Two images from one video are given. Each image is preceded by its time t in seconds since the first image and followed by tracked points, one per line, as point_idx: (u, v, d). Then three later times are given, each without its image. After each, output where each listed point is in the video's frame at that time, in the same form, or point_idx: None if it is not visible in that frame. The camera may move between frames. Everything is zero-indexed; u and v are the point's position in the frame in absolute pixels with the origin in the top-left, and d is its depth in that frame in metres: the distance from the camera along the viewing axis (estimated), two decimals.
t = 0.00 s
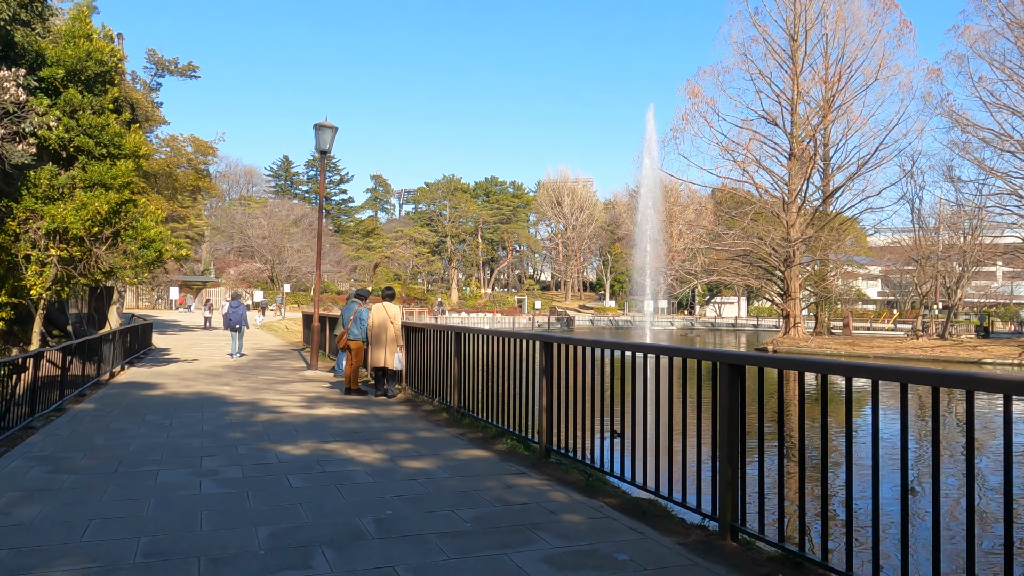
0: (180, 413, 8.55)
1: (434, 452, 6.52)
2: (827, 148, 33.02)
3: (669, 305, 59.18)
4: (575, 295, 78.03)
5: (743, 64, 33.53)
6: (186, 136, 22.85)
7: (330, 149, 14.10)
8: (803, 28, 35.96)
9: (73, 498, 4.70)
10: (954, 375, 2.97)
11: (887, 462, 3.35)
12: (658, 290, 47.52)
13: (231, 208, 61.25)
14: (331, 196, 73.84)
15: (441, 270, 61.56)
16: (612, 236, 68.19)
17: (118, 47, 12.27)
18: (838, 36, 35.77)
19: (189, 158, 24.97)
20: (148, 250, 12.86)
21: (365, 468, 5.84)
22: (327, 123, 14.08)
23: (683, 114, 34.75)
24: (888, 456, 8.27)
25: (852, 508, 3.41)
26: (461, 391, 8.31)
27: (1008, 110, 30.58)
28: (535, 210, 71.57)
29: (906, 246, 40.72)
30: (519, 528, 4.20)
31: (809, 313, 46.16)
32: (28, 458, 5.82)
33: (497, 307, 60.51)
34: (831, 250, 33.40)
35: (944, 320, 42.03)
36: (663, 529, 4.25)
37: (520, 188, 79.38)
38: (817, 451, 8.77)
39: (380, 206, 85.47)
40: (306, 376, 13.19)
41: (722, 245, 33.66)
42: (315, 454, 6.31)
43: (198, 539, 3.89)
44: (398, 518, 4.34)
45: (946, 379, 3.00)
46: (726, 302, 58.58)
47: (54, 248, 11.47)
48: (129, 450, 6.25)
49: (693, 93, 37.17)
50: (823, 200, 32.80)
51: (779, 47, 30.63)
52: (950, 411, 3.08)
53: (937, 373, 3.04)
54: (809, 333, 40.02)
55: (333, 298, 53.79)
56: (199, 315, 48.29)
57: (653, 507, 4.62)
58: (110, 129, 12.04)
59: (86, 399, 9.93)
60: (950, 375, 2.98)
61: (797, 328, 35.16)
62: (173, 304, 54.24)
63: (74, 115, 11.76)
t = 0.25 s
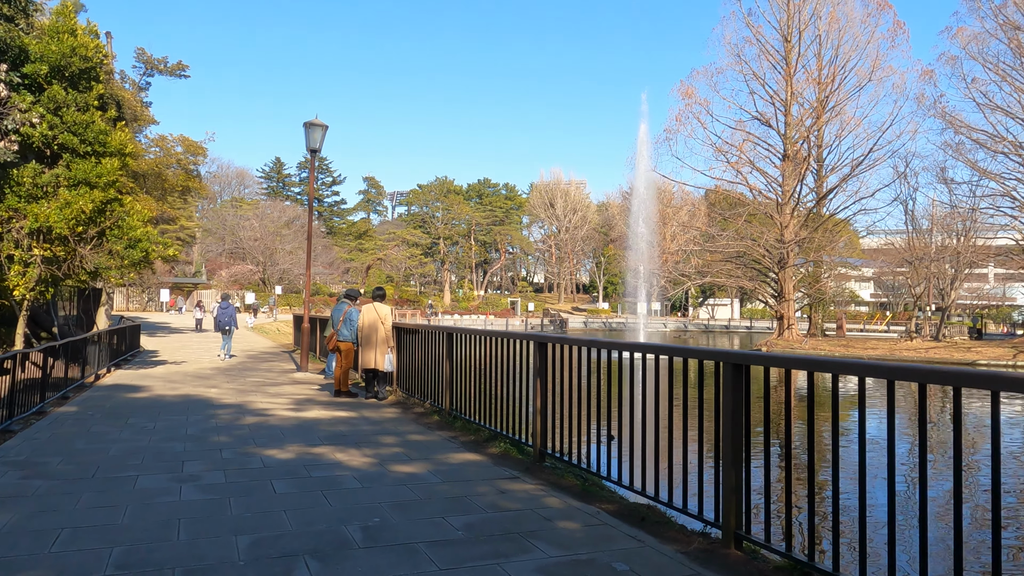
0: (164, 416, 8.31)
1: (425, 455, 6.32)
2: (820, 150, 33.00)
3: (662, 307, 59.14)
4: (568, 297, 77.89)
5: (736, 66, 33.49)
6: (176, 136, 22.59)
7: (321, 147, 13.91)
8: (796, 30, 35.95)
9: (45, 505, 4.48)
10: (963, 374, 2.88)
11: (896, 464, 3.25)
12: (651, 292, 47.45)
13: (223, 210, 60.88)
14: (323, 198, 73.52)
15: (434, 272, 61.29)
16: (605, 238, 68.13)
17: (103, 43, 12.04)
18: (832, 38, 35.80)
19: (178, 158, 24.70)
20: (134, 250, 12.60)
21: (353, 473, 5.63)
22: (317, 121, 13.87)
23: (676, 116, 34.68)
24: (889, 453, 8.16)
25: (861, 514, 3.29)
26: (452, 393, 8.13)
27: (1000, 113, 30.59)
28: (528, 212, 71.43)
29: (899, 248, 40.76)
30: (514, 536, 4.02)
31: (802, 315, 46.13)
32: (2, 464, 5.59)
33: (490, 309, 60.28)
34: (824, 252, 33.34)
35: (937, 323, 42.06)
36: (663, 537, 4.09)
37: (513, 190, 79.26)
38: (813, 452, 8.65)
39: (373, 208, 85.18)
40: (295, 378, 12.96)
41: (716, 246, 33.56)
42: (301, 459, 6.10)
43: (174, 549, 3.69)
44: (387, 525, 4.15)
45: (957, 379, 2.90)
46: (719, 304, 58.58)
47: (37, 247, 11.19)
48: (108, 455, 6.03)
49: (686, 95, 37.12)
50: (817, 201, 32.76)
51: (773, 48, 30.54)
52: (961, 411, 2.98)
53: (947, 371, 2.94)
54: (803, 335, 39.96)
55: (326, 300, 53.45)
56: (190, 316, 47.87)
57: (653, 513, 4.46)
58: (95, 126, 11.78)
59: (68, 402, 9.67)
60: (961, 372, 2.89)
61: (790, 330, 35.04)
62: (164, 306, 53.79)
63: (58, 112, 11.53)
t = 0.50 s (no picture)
0: (144, 419, 8.08)
1: (412, 458, 6.13)
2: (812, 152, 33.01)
3: (654, 309, 59.10)
4: (561, 299, 77.80)
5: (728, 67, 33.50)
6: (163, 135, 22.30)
7: (310, 146, 13.71)
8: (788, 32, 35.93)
9: (10, 512, 4.27)
10: (974, 371, 2.72)
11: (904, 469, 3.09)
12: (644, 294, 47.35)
13: (213, 211, 60.45)
14: (315, 200, 73.15)
15: (426, 274, 61.02)
16: (597, 240, 68.03)
17: (84, 37, 11.77)
18: (823, 39, 35.77)
19: (166, 158, 24.42)
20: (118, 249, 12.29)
21: (337, 478, 5.43)
22: (306, 119, 13.65)
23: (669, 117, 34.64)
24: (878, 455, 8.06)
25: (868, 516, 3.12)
26: (441, 394, 7.93)
27: (990, 115, 30.67)
28: (520, 214, 71.31)
29: (890, 250, 40.84)
30: (503, 543, 3.84)
31: (794, 316, 46.17)
32: None
33: (483, 311, 60.08)
34: (816, 254, 33.31)
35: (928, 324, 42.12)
36: (658, 545, 3.91)
37: (505, 191, 79.10)
38: (805, 454, 8.52)
39: (365, 210, 84.85)
40: (283, 380, 12.72)
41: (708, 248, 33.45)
42: (285, 462, 5.91)
43: (142, 559, 3.49)
44: (368, 532, 3.96)
45: (969, 377, 2.73)
46: (711, 305, 58.56)
47: (17, 246, 10.91)
48: (82, 459, 5.82)
49: (679, 96, 37.07)
50: (809, 203, 32.78)
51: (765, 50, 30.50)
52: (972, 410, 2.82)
53: (956, 369, 2.78)
54: (795, 336, 39.93)
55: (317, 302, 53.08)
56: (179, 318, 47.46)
57: (647, 519, 4.29)
58: (75, 122, 11.50)
59: (47, 405, 9.41)
60: (971, 369, 2.73)
61: (783, 331, 34.96)
62: (153, 308, 53.37)
63: (38, 109, 11.31)
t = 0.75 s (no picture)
0: (122, 424, 7.84)
1: (396, 466, 5.94)
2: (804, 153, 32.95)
3: (647, 310, 59.07)
4: (554, 299, 77.67)
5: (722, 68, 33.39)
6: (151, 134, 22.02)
7: (297, 145, 13.50)
8: (781, 32, 35.86)
9: None
10: (985, 381, 2.55)
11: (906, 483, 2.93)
12: (637, 294, 47.28)
13: (204, 211, 60.04)
14: (307, 200, 72.79)
15: (419, 274, 60.77)
16: (590, 240, 67.96)
17: (65, 33, 11.55)
18: (815, 40, 35.75)
19: (153, 157, 24.14)
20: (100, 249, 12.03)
21: (317, 487, 5.23)
22: (293, 118, 13.45)
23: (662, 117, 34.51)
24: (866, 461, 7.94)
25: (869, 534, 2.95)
26: (428, 399, 7.74)
27: (982, 116, 30.67)
28: (514, 214, 71.15)
29: (882, 250, 40.85)
30: (487, 560, 3.65)
31: (786, 317, 46.16)
32: None
33: (475, 311, 59.90)
34: (808, 255, 33.23)
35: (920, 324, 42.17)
36: (649, 560, 3.73)
37: (498, 192, 78.95)
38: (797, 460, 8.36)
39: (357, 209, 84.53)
40: (269, 383, 12.51)
41: (700, 248, 33.32)
42: (263, 471, 5.70)
43: None
44: (345, 548, 3.77)
45: (977, 388, 2.57)
46: (704, 306, 58.58)
47: None
48: (52, 468, 5.60)
49: (671, 96, 36.99)
50: (801, 204, 32.74)
51: (758, 50, 30.37)
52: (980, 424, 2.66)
53: (964, 379, 2.61)
54: (787, 337, 39.89)
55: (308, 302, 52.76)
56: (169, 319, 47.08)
57: (638, 531, 4.11)
58: (56, 119, 11.26)
59: (23, 409, 9.15)
60: (982, 380, 2.56)
61: (775, 332, 34.87)
62: (143, 309, 52.95)
63: (17, 106, 11.06)
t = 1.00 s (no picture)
0: (95, 430, 7.58)
1: (375, 475, 5.71)
2: (796, 154, 32.86)
3: (639, 311, 58.96)
4: (546, 300, 77.46)
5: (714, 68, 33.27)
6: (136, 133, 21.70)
7: (283, 143, 13.25)
8: (774, 33, 35.80)
9: None
10: (972, 394, 2.40)
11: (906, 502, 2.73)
12: (629, 295, 47.15)
13: (194, 211, 59.59)
14: (298, 200, 72.36)
15: (410, 275, 60.43)
16: (582, 241, 67.82)
17: (42, 28, 11.29)
18: (807, 42, 35.67)
19: (139, 155, 23.82)
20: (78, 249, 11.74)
21: (291, 498, 5.00)
22: (279, 116, 13.20)
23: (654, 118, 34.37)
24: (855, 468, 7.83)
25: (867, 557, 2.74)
26: (412, 404, 7.51)
27: (974, 118, 30.61)
28: (506, 215, 70.93)
29: (873, 252, 40.84)
30: None
31: (778, 318, 46.10)
32: None
33: (467, 312, 59.62)
34: (800, 256, 33.11)
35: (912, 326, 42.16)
36: None
37: (491, 192, 78.72)
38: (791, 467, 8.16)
39: (349, 210, 84.14)
40: (253, 386, 12.25)
41: (692, 250, 33.15)
42: (237, 480, 5.47)
43: None
44: (314, 567, 3.54)
45: (984, 402, 2.36)
46: (696, 307, 58.55)
47: None
48: (16, 478, 5.35)
49: (663, 96, 36.88)
50: (793, 205, 32.67)
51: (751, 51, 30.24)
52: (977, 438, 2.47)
53: (958, 391, 2.43)
54: (779, 338, 39.81)
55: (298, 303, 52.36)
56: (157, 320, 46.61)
57: (625, 547, 3.90)
58: (32, 116, 10.98)
59: None
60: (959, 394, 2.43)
61: (767, 333, 34.74)
62: (131, 309, 52.46)
63: None
